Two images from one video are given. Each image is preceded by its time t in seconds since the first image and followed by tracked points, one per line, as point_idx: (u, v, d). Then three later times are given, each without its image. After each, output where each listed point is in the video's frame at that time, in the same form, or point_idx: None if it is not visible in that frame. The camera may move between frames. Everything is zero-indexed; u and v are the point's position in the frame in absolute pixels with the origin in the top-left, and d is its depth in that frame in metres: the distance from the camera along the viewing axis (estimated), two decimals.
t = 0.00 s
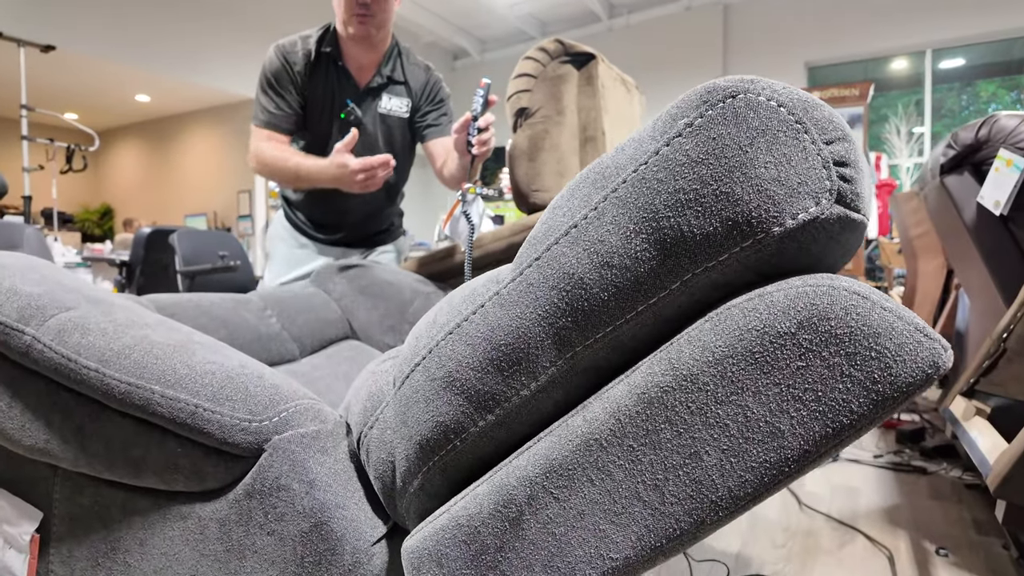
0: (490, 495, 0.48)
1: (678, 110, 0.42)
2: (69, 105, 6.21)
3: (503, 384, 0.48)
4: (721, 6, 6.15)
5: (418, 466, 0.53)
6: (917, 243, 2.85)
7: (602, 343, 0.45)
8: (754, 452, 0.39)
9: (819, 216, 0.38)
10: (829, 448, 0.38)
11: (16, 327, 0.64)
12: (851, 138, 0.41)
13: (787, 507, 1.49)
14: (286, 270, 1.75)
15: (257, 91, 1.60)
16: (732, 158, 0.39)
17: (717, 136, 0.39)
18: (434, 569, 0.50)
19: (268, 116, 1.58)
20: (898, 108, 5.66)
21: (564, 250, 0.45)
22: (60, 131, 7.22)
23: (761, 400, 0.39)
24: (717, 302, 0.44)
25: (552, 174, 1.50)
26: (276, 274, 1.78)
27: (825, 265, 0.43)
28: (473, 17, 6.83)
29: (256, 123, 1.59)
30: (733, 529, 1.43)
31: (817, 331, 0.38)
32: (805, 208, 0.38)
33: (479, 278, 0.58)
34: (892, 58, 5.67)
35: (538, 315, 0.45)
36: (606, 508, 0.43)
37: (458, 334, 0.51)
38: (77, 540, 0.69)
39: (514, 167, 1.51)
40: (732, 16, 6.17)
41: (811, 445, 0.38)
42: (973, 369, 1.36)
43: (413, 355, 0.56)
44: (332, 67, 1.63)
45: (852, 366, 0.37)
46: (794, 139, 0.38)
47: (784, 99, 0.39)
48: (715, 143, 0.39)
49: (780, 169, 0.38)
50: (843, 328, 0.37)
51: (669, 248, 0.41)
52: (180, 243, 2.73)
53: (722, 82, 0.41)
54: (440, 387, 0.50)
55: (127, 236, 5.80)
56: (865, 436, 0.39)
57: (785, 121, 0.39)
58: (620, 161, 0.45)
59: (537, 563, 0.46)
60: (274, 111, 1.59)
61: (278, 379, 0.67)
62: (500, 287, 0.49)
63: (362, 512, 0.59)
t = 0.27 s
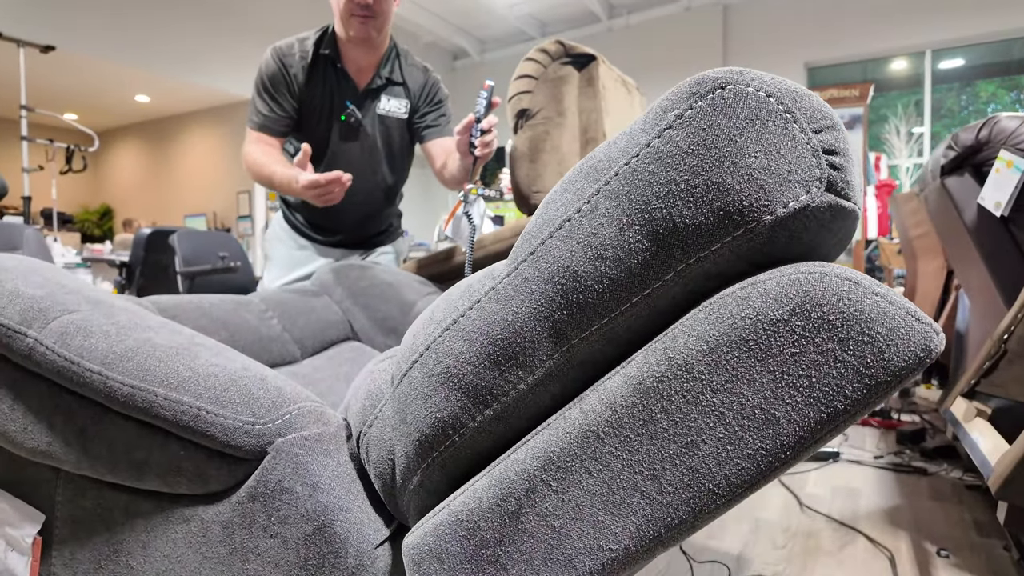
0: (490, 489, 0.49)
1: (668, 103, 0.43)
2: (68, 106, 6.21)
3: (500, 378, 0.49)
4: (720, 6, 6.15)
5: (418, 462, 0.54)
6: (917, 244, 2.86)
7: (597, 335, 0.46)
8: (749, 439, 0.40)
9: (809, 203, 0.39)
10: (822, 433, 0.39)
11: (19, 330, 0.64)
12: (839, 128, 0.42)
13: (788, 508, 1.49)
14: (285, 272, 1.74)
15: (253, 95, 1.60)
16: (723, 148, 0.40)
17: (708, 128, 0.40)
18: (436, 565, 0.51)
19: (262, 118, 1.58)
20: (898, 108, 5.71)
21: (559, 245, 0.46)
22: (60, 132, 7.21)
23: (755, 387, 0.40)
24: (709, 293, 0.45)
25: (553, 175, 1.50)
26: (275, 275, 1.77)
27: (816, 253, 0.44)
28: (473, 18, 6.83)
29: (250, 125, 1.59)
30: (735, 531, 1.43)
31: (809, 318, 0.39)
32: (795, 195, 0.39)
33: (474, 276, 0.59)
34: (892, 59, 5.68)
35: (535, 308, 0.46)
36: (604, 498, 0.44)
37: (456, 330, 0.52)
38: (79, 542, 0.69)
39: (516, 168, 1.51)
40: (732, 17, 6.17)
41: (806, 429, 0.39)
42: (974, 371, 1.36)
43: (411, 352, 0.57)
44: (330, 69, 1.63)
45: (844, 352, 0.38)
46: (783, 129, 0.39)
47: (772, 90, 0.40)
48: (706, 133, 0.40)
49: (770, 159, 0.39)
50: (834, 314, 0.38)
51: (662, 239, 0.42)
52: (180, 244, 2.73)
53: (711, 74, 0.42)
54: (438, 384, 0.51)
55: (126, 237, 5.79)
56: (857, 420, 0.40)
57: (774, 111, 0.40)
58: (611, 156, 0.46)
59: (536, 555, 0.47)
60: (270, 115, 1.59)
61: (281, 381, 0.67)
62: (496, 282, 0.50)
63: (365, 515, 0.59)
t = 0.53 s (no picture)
0: (489, 481, 0.49)
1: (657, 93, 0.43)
2: (68, 106, 6.20)
3: (498, 371, 0.49)
4: (720, 7, 6.16)
5: (417, 458, 0.55)
6: (918, 244, 2.89)
7: (593, 326, 0.46)
8: (745, 425, 0.40)
9: (799, 189, 0.39)
10: (818, 418, 0.40)
11: (21, 331, 0.64)
12: (828, 114, 0.42)
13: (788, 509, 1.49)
14: (284, 272, 1.74)
15: (252, 97, 1.61)
16: (713, 136, 0.40)
17: (698, 117, 0.41)
18: (436, 560, 0.51)
19: (258, 121, 1.60)
20: (898, 108, 5.76)
21: (553, 237, 0.46)
22: (60, 132, 7.21)
23: (749, 373, 0.40)
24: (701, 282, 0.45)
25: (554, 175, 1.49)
26: (275, 274, 1.78)
27: (808, 241, 0.44)
28: (473, 18, 6.83)
29: (246, 127, 1.61)
30: (736, 531, 1.43)
31: (801, 302, 0.39)
32: (785, 182, 0.40)
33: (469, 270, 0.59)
34: (891, 59, 5.69)
35: (532, 299, 0.47)
36: (602, 488, 0.45)
37: (453, 325, 0.52)
38: (82, 544, 0.69)
39: (517, 169, 1.51)
40: (732, 17, 6.17)
41: (801, 415, 0.39)
42: (975, 371, 1.36)
43: (408, 348, 0.58)
44: (329, 70, 1.63)
45: (837, 336, 0.39)
46: (773, 116, 0.40)
47: (760, 77, 0.40)
48: (697, 122, 0.41)
49: (761, 147, 0.39)
50: (826, 299, 0.39)
51: (656, 229, 0.42)
52: (180, 245, 2.72)
53: (699, 63, 0.42)
54: (436, 378, 0.52)
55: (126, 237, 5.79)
56: (852, 404, 0.41)
57: (762, 97, 0.40)
58: (603, 149, 0.46)
59: (536, 547, 0.47)
60: (267, 118, 1.60)
61: (283, 382, 0.67)
62: (492, 276, 0.51)
63: (369, 516, 0.59)
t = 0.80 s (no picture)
0: (486, 484, 0.49)
1: (649, 93, 0.43)
2: (68, 107, 6.20)
3: (493, 372, 0.49)
4: (720, 7, 6.15)
5: (414, 460, 0.55)
6: (918, 245, 2.91)
7: (588, 326, 0.46)
8: (741, 423, 0.40)
9: (791, 187, 0.39)
10: (813, 415, 0.40)
11: (20, 337, 0.64)
12: (819, 111, 0.42)
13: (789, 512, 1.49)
14: (283, 275, 1.74)
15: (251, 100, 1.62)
16: (704, 134, 0.40)
17: (689, 115, 0.41)
18: (434, 563, 0.50)
19: (260, 124, 1.60)
20: (898, 108, 5.79)
21: (547, 238, 0.46)
22: (59, 133, 7.20)
23: (744, 370, 0.40)
24: (696, 281, 0.45)
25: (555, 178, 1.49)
26: (272, 277, 1.78)
27: (802, 238, 0.44)
28: (473, 18, 6.83)
29: (248, 130, 1.61)
30: (737, 534, 1.42)
31: (796, 300, 0.39)
32: (777, 179, 0.40)
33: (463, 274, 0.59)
34: (891, 60, 5.70)
35: (526, 299, 0.47)
36: (599, 489, 0.44)
37: (448, 327, 0.52)
38: (81, 550, 0.69)
39: (518, 171, 1.51)
40: (731, 18, 6.17)
41: (796, 412, 0.39)
42: (976, 374, 1.36)
43: (404, 350, 0.57)
44: (328, 74, 1.63)
45: (832, 332, 0.39)
46: (763, 113, 0.40)
47: (750, 74, 0.41)
48: (688, 120, 0.41)
49: (752, 144, 0.39)
50: (820, 296, 0.39)
51: (650, 228, 0.42)
52: (180, 246, 2.71)
53: (689, 63, 0.42)
54: (432, 381, 0.52)
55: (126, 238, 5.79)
56: (849, 400, 0.41)
57: (753, 95, 0.40)
58: (595, 149, 0.46)
59: (534, 549, 0.47)
60: (266, 120, 1.61)
61: (283, 388, 0.67)
62: (487, 278, 0.51)
63: (368, 524, 0.59)
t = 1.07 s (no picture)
0: (485, 495, 0.49)
1: (650, 101, 0.43)
2: (67, 107, 6.19)
3: (492, 383, 0.48)
4: (719, 7, 6.15)
5: (412, 471, 0.54)
6: (918, 247, 2.91)
7: (587, 337, 0.45)
8: (742, 437, 0.39)
9: (794, 198, 0.39)
10: (816, 428, 0.39)
11: (15, 344, 0.63)
12: (822, 119, 0.42)
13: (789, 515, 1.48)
14: (282, 277, 1.74)
15: (248, 102, 1.60)
16: (705, 144, 0.39)
17: (690, 124, 0.40)
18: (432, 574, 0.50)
19: (254, 126, 1.57)
20: (898, 108, 5.81)
21: (547, 247, 0.46)
22: (58, 133, 7.20)
23: (746, 384, 0.39)
24: (697, 292, 0.44)
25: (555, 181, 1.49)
26: (269, 279, 1.78)
27: (805, 248, 0.43)
28: (472, 18, 6.83)
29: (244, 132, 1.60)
30: (737, 538, 1.42)
31: (798, 312, 0.39)
32: (779, 189, 0.39)
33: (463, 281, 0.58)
34: (891, 60, 5.71)
35: (525, 309, 0.46)
36: (599, 501, 0.44)
37: (447, 336, 0.51)
38: (77, 558, 0.69)
39: (518, 174, 1.50)
40: (731, 18, 6.17)
41: (798, 425, 0.39)
42: (975, 378, 1.34)
43: (403, 359, 0.57)
44: (326, 77, 1.62)
45: (835, 346, 0.38)
46: (765, 122, 0.39)
47: (753, 83, 0.40)
48: (689, 130, 0.40)
49: (753, 155, 0.39)
50: (823, 307, 0.38)
51: (649, 237, 0.42)
52: (179, 248, 2.70)
53: (691, 71, 0.42)
54: (430, 391, 0.51)
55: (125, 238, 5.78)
56: (852, 413, 0.40)
57: (756, 105, 0.39)
58: (595, 157, 0.46)
59: (533, 561, 0.46)
60: (260, 123, 1.58)
61: (280, 396, 0.66)
62: (485, 287, 0.50)
63: (366, 533, 0.59)
